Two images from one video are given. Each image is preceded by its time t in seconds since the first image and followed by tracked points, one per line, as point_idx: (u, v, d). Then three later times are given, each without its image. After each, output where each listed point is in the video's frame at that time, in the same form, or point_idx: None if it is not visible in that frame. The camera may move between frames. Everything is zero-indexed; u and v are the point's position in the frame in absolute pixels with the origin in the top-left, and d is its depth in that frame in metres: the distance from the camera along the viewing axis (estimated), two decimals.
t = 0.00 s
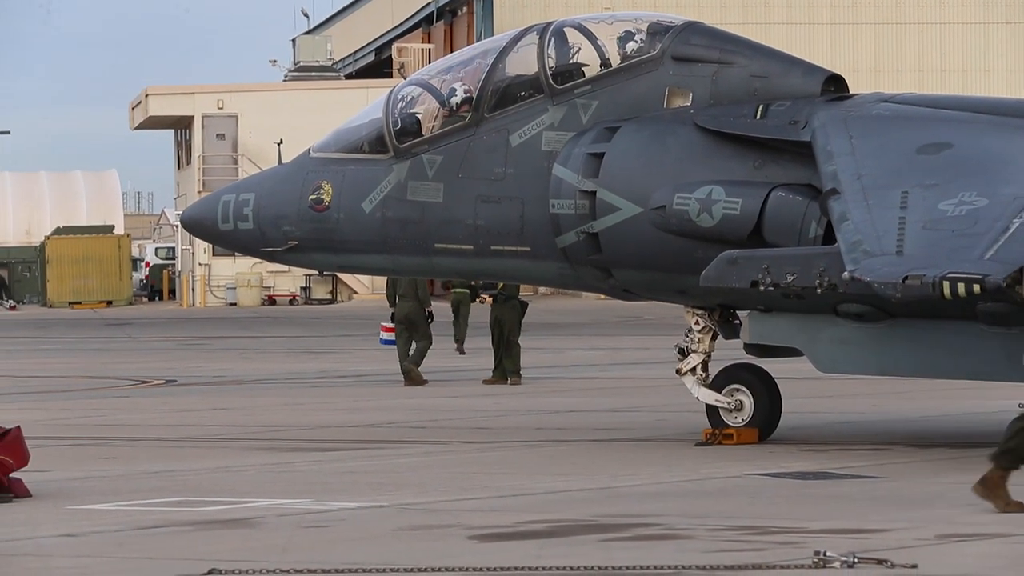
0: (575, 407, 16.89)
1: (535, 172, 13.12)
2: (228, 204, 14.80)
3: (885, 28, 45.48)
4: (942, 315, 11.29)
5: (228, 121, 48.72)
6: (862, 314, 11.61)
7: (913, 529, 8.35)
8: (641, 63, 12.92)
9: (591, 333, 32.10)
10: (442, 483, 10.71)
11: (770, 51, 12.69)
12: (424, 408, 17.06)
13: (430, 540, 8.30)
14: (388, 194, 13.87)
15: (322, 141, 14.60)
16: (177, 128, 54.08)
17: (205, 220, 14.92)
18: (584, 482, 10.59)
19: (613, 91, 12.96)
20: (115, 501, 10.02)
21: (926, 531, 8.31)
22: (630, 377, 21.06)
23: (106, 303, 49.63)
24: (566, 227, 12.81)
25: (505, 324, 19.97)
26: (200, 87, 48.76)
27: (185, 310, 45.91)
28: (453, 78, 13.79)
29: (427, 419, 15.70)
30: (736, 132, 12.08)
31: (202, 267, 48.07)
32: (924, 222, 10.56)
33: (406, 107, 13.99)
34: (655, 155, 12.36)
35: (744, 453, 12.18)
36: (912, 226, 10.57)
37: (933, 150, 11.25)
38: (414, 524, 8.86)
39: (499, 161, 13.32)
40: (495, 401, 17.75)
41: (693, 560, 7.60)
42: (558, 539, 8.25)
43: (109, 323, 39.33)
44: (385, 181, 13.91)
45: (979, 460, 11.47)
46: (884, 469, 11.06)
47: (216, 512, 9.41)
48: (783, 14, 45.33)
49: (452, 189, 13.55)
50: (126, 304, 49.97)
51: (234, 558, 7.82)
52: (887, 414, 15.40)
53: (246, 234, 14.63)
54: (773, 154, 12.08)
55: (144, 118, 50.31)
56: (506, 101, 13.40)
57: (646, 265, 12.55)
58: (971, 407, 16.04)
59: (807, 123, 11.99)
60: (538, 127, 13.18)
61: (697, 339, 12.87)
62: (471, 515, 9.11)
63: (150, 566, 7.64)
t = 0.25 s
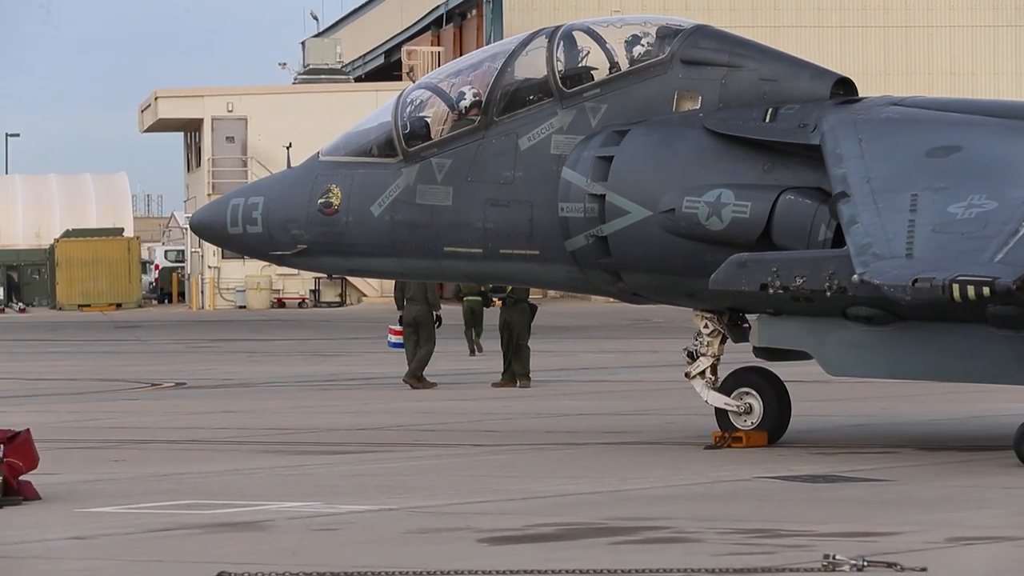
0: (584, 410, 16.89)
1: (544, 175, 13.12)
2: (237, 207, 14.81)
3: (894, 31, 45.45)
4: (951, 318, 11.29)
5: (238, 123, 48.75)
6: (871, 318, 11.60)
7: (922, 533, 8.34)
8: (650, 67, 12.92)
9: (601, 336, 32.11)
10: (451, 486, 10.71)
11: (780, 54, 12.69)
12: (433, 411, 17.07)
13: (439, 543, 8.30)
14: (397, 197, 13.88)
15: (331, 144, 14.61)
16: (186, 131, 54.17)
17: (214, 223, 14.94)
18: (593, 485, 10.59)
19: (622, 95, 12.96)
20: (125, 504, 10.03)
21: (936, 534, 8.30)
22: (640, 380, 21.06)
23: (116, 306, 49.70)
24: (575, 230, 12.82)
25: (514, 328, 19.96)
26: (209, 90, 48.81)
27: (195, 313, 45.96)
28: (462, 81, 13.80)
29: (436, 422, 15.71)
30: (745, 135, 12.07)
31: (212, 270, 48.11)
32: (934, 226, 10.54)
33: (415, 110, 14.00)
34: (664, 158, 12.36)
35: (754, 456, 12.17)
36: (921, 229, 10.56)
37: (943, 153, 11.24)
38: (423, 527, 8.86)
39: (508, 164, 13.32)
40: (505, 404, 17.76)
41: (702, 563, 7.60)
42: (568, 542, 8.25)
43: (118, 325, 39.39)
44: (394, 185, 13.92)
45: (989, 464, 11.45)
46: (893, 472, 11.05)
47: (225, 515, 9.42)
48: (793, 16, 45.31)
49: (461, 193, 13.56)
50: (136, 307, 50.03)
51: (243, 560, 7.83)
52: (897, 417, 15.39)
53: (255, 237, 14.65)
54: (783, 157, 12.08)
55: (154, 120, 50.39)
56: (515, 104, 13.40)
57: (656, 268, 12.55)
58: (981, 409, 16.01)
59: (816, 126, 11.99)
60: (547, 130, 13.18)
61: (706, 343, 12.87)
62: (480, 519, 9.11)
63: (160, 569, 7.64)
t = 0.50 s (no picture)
0: (593, 412, 16.88)
1: (552, 178, 13.13)
2: (246, 209, 14.83)
3: (902, 33, 45.37)
4: (961, 321, 11.27)
5: (247, 127, 48.87)
6: (880, 320, 11.58)
7: (931, 535, 8.33)
8: (659, 69, 12.92)
9: (609, 338, 32.09)
10: (460, 488, 10.71)
11: (789, 56, 12.68)
12: (442, 414, 17.06)
13: (447, 545, 8.31)
14: (406, 200, 13.89)
15: (340, 147, 14.62)
16: (195, 134, 54.25)
17: (223, 225, 14.96)
18: (602, 487, 10.58)
19: (630, 97, 12.96)
20: (134, 507, 10.04)
21: (944, 536, 8.29)
22: (649, 383, 21.04)
23: (125, 309, 49.76)
24: (584, 232, 12.82)
25: (522, 330, 19.94)
26: (218, 93, 48.93)
27: (204, 316, 46.01)
28: (471, 83, 13.80)
29: (445, 425, 15.70)
30: (754, 137, 12.06)
31: (220, 273, 48.16)
32: (943, 228, 10.53)
33: (423, 112, 14.00)
34: (672, 161, 12.35)
35: (763, 458, 12.16)
36: (930, 231, 10.54)
37: (952, 155, 11.23)
38: (432, 529, 8.86)
39: (517, 166, 13.32)
40: (513, 407, 17.76)
41: (711, 565, 7.60)
42: (576, 545, 8.25)
43: (127, 328, 39.45)
44: (403, 187, 13.93)
45: (999, 466, 11.43)
46: (903, 474, 11.03)
47: (234, 517, 9.43)
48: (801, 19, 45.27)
49: (470, 195, 13.57)
50: (145, 310, 50.09)
51: (253, 564, 7.83)
52: (906, 419, 15.36)
53: (264, 240, 14.66)
54: (791, 159, 12.07)
55: (163, 124, 50.49)
56: (524, 106, 13.40)
57: (664, 270, 12.54)
58: (990, 411, 15.98)
59: (825, 128, 11.98)
60: (555, 132, 13.18)
61: (715, 344, 12.86)
62: (489, 521, 9.11)
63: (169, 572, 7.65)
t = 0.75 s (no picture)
0: (592, 413, 16.88)
1: (551, 178, 13.12)
2: (245, 210, 14.83)
3: (902, 33, 45.38)
4: (960, 321, 11.26)
5: (246, 127, 48.86)
6: (879, 321, 11.58)
7: (930, 535, 8.33)
8: (658, 70, 12.92)
9: (608, 339, 32.09)
10: (459, 489, 10.71)
11: (788, 56, 12.68)
12: (441, 414, 17.07)
13: (446, 546, 8.30)
14: (405, 200, 13.89)
15: (339, 148, 14.62)
16: (194, 135, 54.25)
17: (222, 226, 14.96)
18: (601, 488, 10.58)
19: (630, 98, 12.96)
20: (133, 507, 10.04)
21: (943, 536, 8.29)
22: (648, 383, 21.04)
23: (124, 310, 49.75)
24: (583, 233, 12.82)
25: (522, 331, 19.93)
26: (218, 94, 48.94)
27: (203, 316, 46.01)
28: (470, 84, 13.80)
29: (444, 425, 15.70)
30: (753, 138, 12.07)
31: (219, 274, 48.15)
32: (942, 229, 10.53)
33: (422, 113, 14.00)
34: (671, 161, 12.35)
35: (761, 459, 12.16)
36: (929, 232, 10.55)
37: (951, 155, 11.23)
38: (430, 530, 8.86)
39: (516, 167, 13.33)
40: (512, 407, 17.76)
41: (709, 566, 7.59)
42: (575, 545, 8.25)
43: (127, 329, 39.45)
44: (402, 188, 13.93)
45: (998, 466, 11.43)
46: (902, 475, 11.03)
47: (233, 518, 9.43)
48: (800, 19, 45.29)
49: (469, 196, 13.57)
50: (144, 311, 50.08)
51: (251, 564, 7.83)
52: (905, 420, 15.37)
53: (263, 240, 14.66)
54: (790, 160, 12.08)
55: (162, 124, 50.47)
56: (523, 107, 13.40)
57: (663, 271, 12.54)
58: (989, 412, 15.98)
59: (824, 129, 11.98)
60: (554, 133, 13.18)
61: (714, 345, 12.86)
62: (488, 521, 9.11)
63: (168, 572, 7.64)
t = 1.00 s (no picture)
0: (584, 409, 16.90)
1: (543, 174, 13.12)
2: (238, 207, 14.82)
3: (893, 30, 45.41)
4: (952, 318, 11.27)
5: (238, 124, 48.68)
6: (871, 317, 11.59)
7: (921, 531, 8.34)
8: (650, 66, 12.92)
9: (600, 335, 32.11)
10: (451, 485, 10.72)
11: (780, 53, 12.69)
12: (433, 411, 17.07)
13: (438, 543, 8.30)
14: (397, 197, 13.88)
15: (332, 144, 14.61)
16: (186, 131, 54.20)
17: (214, 222, 14.95)
18: (594, 484, 10.59)
19: (622, 94, 12.96)
20: (125, 504, 10.03)
21: (934, 532, 8.31)
22: (641, 380, 21.06)
23: (116, 307, 49.70)
24: (575, 229, 12.81)
25: (514, 328, 19.93)
26: (209, 90, 48.77)
27: (195, 313, 45.96)
28: (462, 81, 13.79)
29: (436, 422, 15.71)
30: (745, 134, 12.07)
31: (213, 271, 48.15)
32: (934, 225, 10.54)
33: (414, 110, 13.99)
34: (664, 158, 12.35)
35: (754, 455, 12.18)
36: (921, 228, 10.56)
37: (943, 152, 11.24)
38: (423, 526, 8.86)
39: (508, 164, 13.32)
40: (505, 403, 17.76)
41: (702, 562, 7.60)
42: (568, 542, 8.26)
43: (118, 326, 39.40)
44: (394, 184, 13.92)
45: (990, 463, 11.45)
46: (893, 471, 11.05)
47: (226, 515, 9.42)
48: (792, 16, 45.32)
49: (461, 192, 13.56)
50: (136, 307, 50.02)
51: (243, 560, 7.83)
52: (897, 416, 15.39)
53: (255, 237, 14.64)
54: (783, 156, 12.08)
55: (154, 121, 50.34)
56: (515, 103, 13.40)
57: (656, 267, 12.55)
58: (981, 408, 16.01)
59: (816, 125, 11.98)
60: (547, 130, 13.18)
61: (706, 342, 12.88)
62: (481, 518, 9.11)
63: (159, 570, 7.64)
